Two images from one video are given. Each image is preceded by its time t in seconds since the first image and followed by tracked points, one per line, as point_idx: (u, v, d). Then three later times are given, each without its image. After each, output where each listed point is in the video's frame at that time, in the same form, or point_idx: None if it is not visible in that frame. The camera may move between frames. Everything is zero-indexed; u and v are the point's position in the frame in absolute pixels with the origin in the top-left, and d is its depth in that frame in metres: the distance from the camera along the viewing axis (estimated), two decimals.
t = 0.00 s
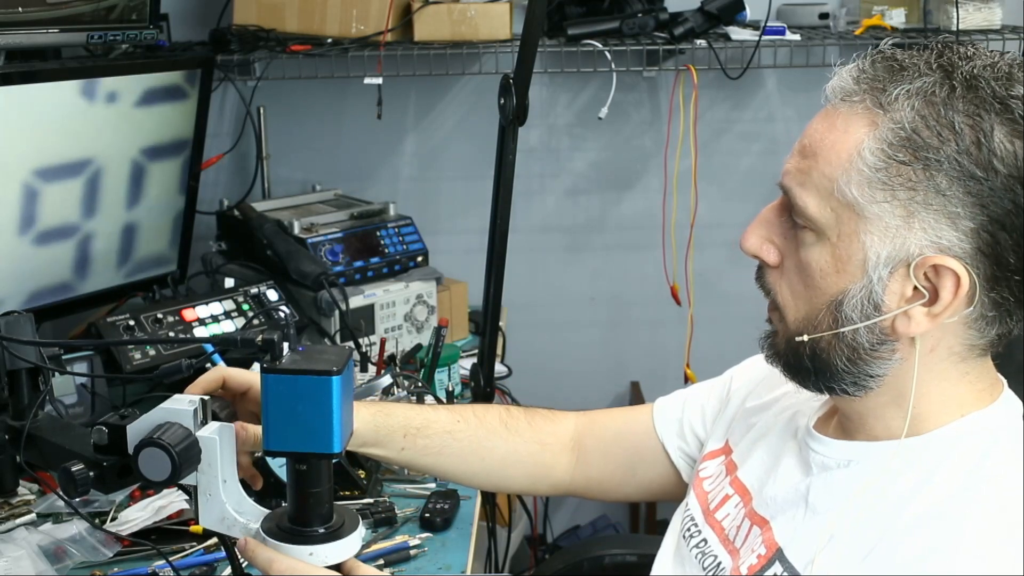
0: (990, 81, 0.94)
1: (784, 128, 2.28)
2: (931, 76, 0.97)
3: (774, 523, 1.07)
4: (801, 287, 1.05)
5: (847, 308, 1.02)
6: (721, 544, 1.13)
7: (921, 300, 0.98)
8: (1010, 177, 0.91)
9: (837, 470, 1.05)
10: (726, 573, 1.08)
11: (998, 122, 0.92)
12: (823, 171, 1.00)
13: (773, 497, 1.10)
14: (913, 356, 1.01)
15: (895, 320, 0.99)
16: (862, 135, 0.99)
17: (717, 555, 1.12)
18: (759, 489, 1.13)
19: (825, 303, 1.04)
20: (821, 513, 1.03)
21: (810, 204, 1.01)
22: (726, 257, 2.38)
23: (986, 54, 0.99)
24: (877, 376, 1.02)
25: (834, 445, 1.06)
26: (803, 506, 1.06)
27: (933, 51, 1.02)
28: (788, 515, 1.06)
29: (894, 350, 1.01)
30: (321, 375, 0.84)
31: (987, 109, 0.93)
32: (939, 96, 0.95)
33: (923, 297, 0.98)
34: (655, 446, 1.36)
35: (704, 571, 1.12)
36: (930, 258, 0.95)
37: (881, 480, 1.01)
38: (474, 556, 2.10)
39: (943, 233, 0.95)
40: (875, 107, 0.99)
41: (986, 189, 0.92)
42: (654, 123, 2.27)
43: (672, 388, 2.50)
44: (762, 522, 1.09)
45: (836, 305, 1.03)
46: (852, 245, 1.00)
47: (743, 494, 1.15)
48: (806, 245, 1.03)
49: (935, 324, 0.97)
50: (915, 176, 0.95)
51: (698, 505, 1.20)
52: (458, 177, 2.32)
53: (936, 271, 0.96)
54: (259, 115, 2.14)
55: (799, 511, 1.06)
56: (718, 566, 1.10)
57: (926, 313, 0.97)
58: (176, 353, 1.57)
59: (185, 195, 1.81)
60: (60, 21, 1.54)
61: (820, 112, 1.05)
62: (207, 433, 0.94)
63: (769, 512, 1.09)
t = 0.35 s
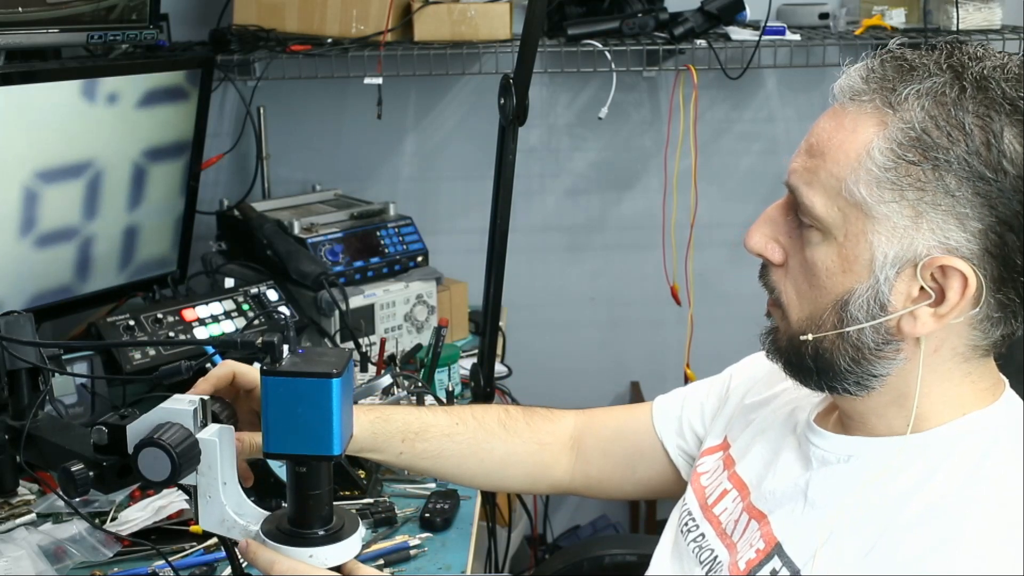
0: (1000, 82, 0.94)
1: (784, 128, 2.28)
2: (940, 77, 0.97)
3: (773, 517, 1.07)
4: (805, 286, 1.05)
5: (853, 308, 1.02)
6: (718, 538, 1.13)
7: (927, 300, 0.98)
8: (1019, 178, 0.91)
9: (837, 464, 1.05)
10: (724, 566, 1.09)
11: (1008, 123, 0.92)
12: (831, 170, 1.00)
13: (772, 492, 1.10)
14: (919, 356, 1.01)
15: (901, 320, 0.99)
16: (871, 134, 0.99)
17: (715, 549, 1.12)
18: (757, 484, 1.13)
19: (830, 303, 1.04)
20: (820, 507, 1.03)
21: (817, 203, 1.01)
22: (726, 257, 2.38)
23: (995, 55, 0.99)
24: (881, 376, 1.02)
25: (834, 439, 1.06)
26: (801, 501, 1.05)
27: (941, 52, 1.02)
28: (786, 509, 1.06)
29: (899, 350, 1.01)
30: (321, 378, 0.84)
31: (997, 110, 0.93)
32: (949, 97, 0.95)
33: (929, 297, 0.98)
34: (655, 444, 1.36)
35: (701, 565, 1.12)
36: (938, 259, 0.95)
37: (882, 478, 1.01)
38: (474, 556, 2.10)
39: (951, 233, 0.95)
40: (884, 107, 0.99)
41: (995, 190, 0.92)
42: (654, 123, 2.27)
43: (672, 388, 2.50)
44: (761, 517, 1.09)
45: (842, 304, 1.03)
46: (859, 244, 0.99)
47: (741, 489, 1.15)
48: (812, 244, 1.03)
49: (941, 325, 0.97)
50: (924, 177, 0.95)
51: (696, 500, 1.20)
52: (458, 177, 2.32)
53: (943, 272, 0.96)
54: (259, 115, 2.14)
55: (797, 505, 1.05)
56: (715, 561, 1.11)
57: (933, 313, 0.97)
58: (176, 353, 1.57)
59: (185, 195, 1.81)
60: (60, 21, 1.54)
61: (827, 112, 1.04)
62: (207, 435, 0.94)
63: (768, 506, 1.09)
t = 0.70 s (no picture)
0: (1002, 81, 0.94)
1: (784, 128, 2.28)
2: (941, 76, 0.97)
3: (771, 517, 1.07)
4: (806, 286, 1.05)
5: (854, 307, 1.02)
6: (717, 537, 1.13)
7: (929, 299, 0.98)
8: (1020, 177, 0.91)
9: (836, 464, 1.05)
10: (723, 565, 1.09)
11: (1009, 122, 0.92)
12: (832, 169, 1.00)
13: (771, 491, 1.10)
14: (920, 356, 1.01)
15: (902, 319, 0.99)
16: (872, 133, 0.98)
17: (713, 548, 1.12)
18: (756, 483, 1.13)
19: (831, 302, 1.04)
20: (819, 507, 1.03)
21: (818, 203, 1.01)
22: (726, 257, 2.38)
23: (996, 54, 0.99)
24: (881, 375, 1.02)
25: (833, 439, 1.06)
26: (801, 500, 1.05)
27: (942, 51, 1.02)
28: (784, 508, 1.06)
29: (900, 349, 1.01)
30: (320, 375, 0.84)
31: (998, 108, 0.93)
32: (950, 96, 0.95)
33: (931, 296, 0.98)
34: (655, 443, 1.36)
35: (700, 564, 1.12)
36: (939, 258, 0.95)
37: (883, 479, 1.01)
38: (474, 556, 2.10)
39: (952, 232, 0.95)
40: (885, 106, 0.99)
41: (997, 189, 0.92)
42: (654, 123, 2.27)
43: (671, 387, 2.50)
44: (759, 516, 1.09)
45: (843, 304, 1.03)
46: (861, 243, 0.99)
47: (740, 488, 1.15)
48: (812, 244, 1.03)
49: (942, 324, 0.97)
50: (926, 176, 0.95)
51: (695, 499, 1.20)
52: (458, 177, 2.32)
53: (945, 271, 0.96)
54: (259, 115, 2.14)
55: (796, 505, 1.05)
56: (714, 560, 1.11)
57: (934, 313, 0.97)
58: (176, 352, 1.57)
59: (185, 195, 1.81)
60: (60, 21, 1.54)
61: (827, 111, 1.04)
62: (207, 432, 0.94)
63: (767, 505, 1.09)
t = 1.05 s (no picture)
0: (1008, 80, 0.95)
1: (784, 128, 2.28)
2: (948, 75, 0.97)
3: (772, 517, 1.07)
4: (809, 285, 1.05)
5: (858, 307, 1.01)
6: (716, 537, 1.13)
7: (934, 298, 0.98)
8: None
9: (837, 464, 1.05)
10: (723, 566, 1.09)
11: (1016, 121, 0.92)
12: (837, 168, 1.00)
13: (771, 492, 1.10)
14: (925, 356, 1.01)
15: (907, 318, 0.99)
16: (879, 132, 0.98)
17: (713, 548, 1.12)
18: (756, 484, 1.13)
19: (834, 302, 1.03)
20: (819, 508, 1.03)
21: (822, 201, 1.01)
22: (726, 257, 2.38)
23: (1002, 54, 0.99)
24: (885, 375, 1.02)
25: (833, 440, 1.06)
26: (801, 501, 1.05)
27: (947, 50, 1.02)
28: (784, 509, 1.07)
29: (904, 348, 1.01)
30: (320, 371, 0.84)
31: (1005, 107, 0.93)
32: (958, 95, 0.95)
33: (936, 295, 0.98)
34: (655, 442, 1.36)
35: (700, 564, 1.12)
36: (945, 257, 0.95)
37: (884, 479, 1.01)
38: (474, 557, 2.10)
39: (959, 231, 0.95)
40: (892, 105, 0.99)
41: (1004, 188, 0.92)
42: (654, 123, 2.27)
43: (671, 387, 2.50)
44: (760, 516, 1.09)
45: (847, 303, 1.02)
46: (866, 242, 0.99)
47: (740, 488, 1.15)
48: (815, 243, 1.03)
49: (948, 323, 0.97)
50: (933, 174, 0.95)
51: (695, 499, 1.20)
52: (458, 177, 2.32)
53: (951, 270, 0.96)
54: (259, 115, 2.14)
55: (797, 506, 1.05)
56: (714, 559, 1.11)
57: (939, 312, 0.97)
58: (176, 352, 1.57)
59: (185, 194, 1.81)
60: (60, 21, 1.54)
61: (830, 109, 1.04)
62: (207, 430, 0.94)
63: (767, 505, 1.09)
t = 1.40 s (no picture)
0: (1014, 79, 0.95)
1: (784, 128, 2.28)
2: (955, 73, 0.98)
3: (773, 517, 1.07)
4: (814, 284, 1.05)
5: (865, 305, 1.01)
6: (717, 537, 1.13)
7: (941, 295, 0.98)
8: None
9: (838, 464, 1.05)
10: (724, 565, 1.09)
11: None
12: (844, 166, 1.00)
13: (771, 492, 1.10)
14: (931, 353, 1.00)
15: (914, 316, 0.99)
16: (887, 129, 0.98)
17: (713, 548, 1.12)
18: (756, 484, 1.13)
19: (839, 301, 1.03)
20: (821, 509, 1.03)
21: (829, 199, 1.00)
22: (726, 257, 2.38)
23: (1005, 53, 1.00)
24: (890, 374, 1.02)
25: (833, 439, 1.06)
26: (803, 501, 1.05)
27: (951, 48, 1.02)
28: (785, 508, 1.07)
29: (910, 346, 1.01)
30: (320, 369, 0.84)
31: (1013, 106, 0.94)
32: (966, 92, 0.96)
33: (942, 293, 0.97)
34: (655, 442, 1.36)
35: (700, 564, 1.13)
36: (953, 254, 0.95)
37: (885, 479, 1.01)
38: (474, 556, 2.10)
39: (967, 228, 0.95)
40: (899, 102, 0.99)
41: (1012, 185, 0.93)
42: (654, 123, 2.27)
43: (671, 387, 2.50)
44: (760, 516, 1.09)
45: (853, 302, 1.02)
46: (873, 240, 0.99)
47: (741, 488, 1.15)
48: (821, 241, 1.03)
49: (955, 321, 0.97)
50: (942, 171, 0.95)
51: (695, 499, 1.20)
52: (458, 177, 2.32)
53: (958, 267, 0.95)
54: (259, 115, 2.14)
55: (799, 506, 1.05)
56: (714, 559, 1.11)
57: (946, 309, 0.97)
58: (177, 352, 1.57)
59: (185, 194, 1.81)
60: (60, 21, 1.54)
61: (834, 108, 1.04)
62: (207, 429, 0.94)
63: (767, 506, 1.09)
